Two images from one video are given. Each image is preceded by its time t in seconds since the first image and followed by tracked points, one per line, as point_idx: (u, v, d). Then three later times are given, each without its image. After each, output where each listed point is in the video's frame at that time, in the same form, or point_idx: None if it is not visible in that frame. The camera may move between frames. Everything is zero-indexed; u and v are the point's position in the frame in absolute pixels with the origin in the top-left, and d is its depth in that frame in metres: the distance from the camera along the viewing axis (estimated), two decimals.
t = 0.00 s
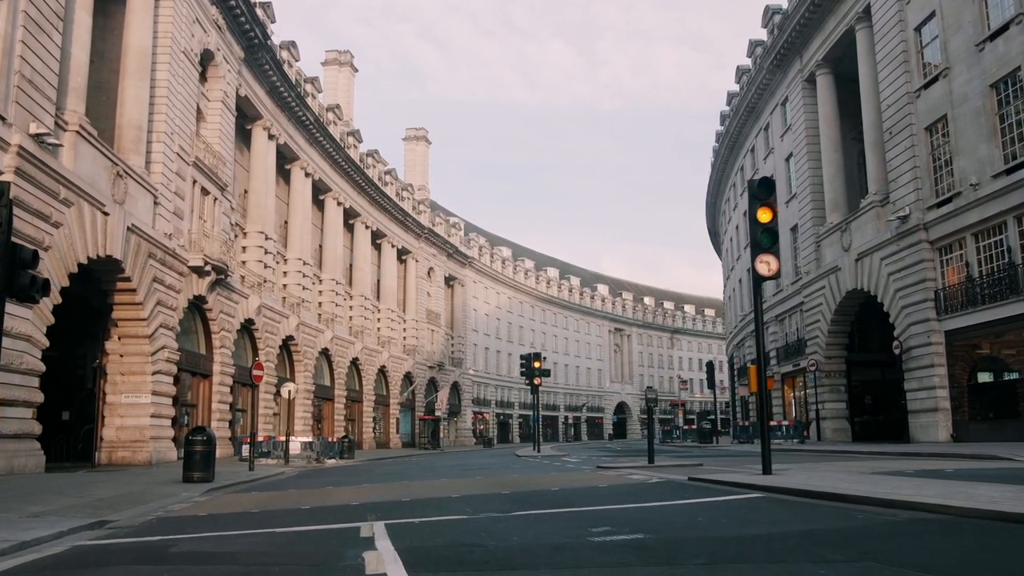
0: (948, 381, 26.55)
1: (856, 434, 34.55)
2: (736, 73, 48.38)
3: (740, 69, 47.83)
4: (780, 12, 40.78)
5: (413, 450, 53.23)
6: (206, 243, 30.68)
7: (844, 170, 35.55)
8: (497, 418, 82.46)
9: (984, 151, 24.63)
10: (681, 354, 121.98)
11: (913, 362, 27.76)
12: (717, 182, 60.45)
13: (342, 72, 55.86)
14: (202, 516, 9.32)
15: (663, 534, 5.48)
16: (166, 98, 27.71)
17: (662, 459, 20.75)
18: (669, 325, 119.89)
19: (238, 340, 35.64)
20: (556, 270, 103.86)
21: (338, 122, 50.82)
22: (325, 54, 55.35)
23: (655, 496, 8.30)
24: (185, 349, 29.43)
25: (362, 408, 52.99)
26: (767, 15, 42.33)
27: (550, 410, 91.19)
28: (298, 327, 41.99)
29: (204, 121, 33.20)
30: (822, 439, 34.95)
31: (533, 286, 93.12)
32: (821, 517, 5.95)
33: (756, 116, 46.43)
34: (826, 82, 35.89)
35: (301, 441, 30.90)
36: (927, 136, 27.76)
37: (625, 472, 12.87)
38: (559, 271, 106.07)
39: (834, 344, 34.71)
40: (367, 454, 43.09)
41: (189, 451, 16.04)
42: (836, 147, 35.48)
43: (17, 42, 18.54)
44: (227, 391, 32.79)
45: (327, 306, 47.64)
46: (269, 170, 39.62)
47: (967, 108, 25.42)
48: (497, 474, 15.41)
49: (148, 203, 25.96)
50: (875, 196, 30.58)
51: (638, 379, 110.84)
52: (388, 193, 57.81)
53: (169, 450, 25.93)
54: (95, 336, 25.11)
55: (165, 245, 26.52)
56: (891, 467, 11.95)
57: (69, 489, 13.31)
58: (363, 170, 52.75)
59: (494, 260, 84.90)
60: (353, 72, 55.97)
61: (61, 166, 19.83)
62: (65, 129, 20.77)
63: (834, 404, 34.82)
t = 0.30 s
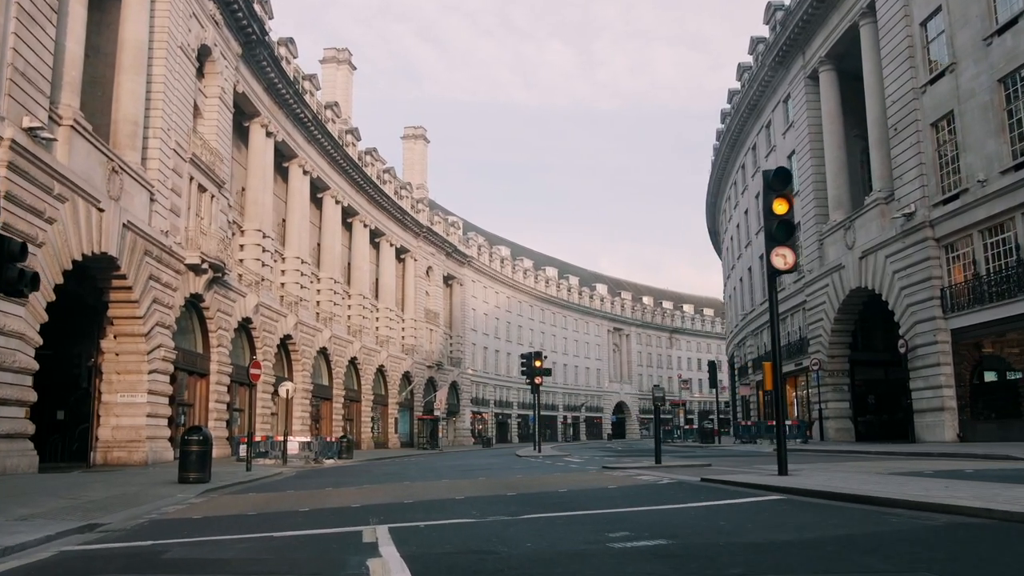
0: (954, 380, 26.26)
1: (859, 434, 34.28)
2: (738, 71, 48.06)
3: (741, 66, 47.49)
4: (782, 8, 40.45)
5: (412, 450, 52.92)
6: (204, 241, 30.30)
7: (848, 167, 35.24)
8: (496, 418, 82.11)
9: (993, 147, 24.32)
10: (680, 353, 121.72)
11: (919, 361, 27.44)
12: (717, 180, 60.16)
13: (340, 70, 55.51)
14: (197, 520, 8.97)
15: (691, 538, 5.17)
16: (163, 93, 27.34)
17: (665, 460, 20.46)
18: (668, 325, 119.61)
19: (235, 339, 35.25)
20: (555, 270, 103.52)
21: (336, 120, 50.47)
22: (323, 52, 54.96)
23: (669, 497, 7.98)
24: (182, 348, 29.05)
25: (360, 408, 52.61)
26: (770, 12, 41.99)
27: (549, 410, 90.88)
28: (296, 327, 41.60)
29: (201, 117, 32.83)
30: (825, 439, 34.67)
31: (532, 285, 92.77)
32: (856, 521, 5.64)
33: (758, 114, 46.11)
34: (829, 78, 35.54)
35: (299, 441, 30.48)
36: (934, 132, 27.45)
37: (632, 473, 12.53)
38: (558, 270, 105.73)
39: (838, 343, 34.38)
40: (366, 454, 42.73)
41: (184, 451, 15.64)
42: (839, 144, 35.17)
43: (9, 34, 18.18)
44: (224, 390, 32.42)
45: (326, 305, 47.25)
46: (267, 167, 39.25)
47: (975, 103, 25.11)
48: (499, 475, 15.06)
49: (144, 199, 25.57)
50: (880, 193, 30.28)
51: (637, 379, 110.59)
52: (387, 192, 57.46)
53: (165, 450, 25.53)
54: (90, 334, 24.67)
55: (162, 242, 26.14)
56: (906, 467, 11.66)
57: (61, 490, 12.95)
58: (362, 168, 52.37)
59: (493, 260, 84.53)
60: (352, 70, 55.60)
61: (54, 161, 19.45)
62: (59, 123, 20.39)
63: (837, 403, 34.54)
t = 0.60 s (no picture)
0: (961, 379, 25.92)
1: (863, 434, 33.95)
2: (739, 68, 47.72)
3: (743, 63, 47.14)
4: (785, 4, 40.08)
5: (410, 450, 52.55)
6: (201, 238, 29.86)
7: (851, 164, 34.89)
8: (495, 418, 81.73)
9: (1002, 143, 23.99)
10: (679, 353, 121.43)
11: (925, 360, 27.10)
12: (718, 179, 59.83)
13: (338, 68, 55.09)
14: (192, 523, 8.61)
15: (725, 546, 4.79)
16: (159, 88, 26.93)
17: (670, 460, 20.08)
18: (667, 325, 119.33)
19: (232, 338, 34.83)
20: (553, 269, 103.16)
21: (335, 117, 50.04)
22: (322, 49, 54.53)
23: (684, 500, 7.63)
24: (178, 347, 28.64)
25: (359, 408, 52.19)
26: (772, 9, 41.61)
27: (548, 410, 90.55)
28: (294, 326, 41.18)
29: (197, 113, 32.43)
30: (829, 439, 34.30)
31: (531, 285, 92.40)
32: (900, 528, 5.27)
33: (759, 111, 45.75)
34: (832, 75, 35.18)
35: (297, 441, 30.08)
36: (940, 128, 27.11)
37: (640, 474, 12.18)
38: (556, 269, 105.33)
39: (842, 342, 33.98)
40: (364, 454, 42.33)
41: (179, 452, 15.24)
42: (843, 141, 34.81)
43: (1, 24, 17.75)
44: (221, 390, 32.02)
45: (324, 304, 46.82)
46: (264, 164, 38.83)
47: (983, 99, 24.78)
48: (503, 476, 14.69)
49: (140, 195, 25.15)
50: (885, 190, 29.93)
51: (635, 378, 110.28)
52: (385, 190, 57.06)
53: (161, 451, 25.12)
54: (84, 333, 24.29)
55: (157, 239, 25.72)
56: (924, 467, 11.32)
57: (51, 491, 12.53)
58: (360, 166, 51.95)
59: (492, 259, 84.14)
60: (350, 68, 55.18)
61: (47, 155, 19.01)
62: (52, 117, 19.97)
63: (841, 403, 34.12)
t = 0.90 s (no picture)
0: (968, 379, 25.60)
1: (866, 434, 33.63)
2: (740, 65, 47.43)
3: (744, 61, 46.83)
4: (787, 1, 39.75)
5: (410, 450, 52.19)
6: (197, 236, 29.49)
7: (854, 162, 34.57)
8: (494, 418, 81.39)
9: (1010, 139, 23.68)
10: (678, 353, 121.20)
11: (931, 359, 26.78)
12: (718, 177, 59.54)
13: (336, 66, 54.72)
14: (187, 527, 8.26)
15: (762, 557, 4.47)
16: (155, 83, 26.56)
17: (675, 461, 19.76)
18: (666, 325, 119.10)
19: (229, 336, 34.44)
20: (552, 269, 102.84)
21: (333, 114, 49.66)
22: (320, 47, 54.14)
23: (700, 503, 7.30)
24: (174, 345, 28.27)
25: (357, 408, 51.78)
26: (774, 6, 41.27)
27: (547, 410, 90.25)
28: (292, 325, 40.78)
29: (194, 110, 32.06)
30: (832, 439, 33.91)
31: (530, 284, 92.05)
32: (945, 536, 4.96)
33: (761, 109, 45.42)
34: (836, 72, 34.86)
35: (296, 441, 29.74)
36: (946, 125, 26.81)
37: (650, 475, 11.87)
38: (555, 269, 105.00)
39: (844, 341, 33.55)
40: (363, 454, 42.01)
41: (175, 453, 14.88)
42: (847, 138, 34.52)
43: None
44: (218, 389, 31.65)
45: (322, 303, 46.42)
46: (262, 162, 38.46)
47: (991, 95, 24.48)
48: (507, 476, 14.36)
49: (135, 192, 24.78)
50: (889, 187, 29.61)
51: (634, 378, 110.02)
52: (384, 189, 56.69)
53: (156, 450, 24.75)
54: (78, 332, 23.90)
55: (153, 236, 25.34)
56: (941, 468, 11.03)
57: (42, 493, 12.18)
58: (359, 164, 51.58)
59: (490, 258, 83.79)
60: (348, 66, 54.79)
61: (40, 149, 18.64)
62: (46, 111, 19.60)
63: (844, 403, 33.50)
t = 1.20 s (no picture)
0: (975, 378, 25.27)
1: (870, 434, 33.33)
2: (741, 63, 47.06)
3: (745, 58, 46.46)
4: None
5: (408, 450, 51.78)
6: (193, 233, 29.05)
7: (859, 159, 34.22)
8: (492, 418, 81.03)
9: (1019, 134, 23.35)
10: (677, 352, 120.94)
11: (938, 358, 26.45)
12: (719, 176, 59.20)
13: (334, 64, 54.28)
14: (177, 531, 7.85)
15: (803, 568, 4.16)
16: (150, 78, 26.16)
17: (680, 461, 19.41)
18: (665, 324, 118.83)
19: (226, 335, 34.03)
20: (551, 268, 102.46)
21: (331, 112, 49.23)
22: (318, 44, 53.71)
23: (721, 505, 6.97)
24: (170, 344, 27.87)
25: (355, 407, 51.35)
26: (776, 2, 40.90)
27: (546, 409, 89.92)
28: (290, 323, 40.38)
29: (190, 106, 31.66)
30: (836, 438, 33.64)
31: (529, 283, 91.65)
32: (996, 548, 4.62)
33: (763, 106, 45.04)
34: (839, 68, 34.50)
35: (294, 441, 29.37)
36: (953, 121, 26.48)
37: (660, 476, 11.55)
38: (553, 269, 104.60)
39: (849, 341, 33.27)
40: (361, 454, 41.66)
41: (168, 453, 14.46)
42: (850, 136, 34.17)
43: None
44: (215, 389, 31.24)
45: (320, 302, 46.00)
46: (260, 159, 38.04)
47: (999, 90, 24.16)
48: (511, 477, 13.98)
49: (130, 188, 24.35)
50: (894, 185, 29.27)
51: (633, 378, 109.70)
52: (382, 187, 56.27)
53: (152, 451, 24.35)
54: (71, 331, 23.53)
55: (149, 233, 24.93)
56: (960, 469, 10.72)
57: (30, 495, 11.77)
58: (357, 162, 51.14)
59: (489, 257, 83.38)
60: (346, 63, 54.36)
61: (32, 143, 18.24)
62: (38, 104, 19.20)
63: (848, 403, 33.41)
